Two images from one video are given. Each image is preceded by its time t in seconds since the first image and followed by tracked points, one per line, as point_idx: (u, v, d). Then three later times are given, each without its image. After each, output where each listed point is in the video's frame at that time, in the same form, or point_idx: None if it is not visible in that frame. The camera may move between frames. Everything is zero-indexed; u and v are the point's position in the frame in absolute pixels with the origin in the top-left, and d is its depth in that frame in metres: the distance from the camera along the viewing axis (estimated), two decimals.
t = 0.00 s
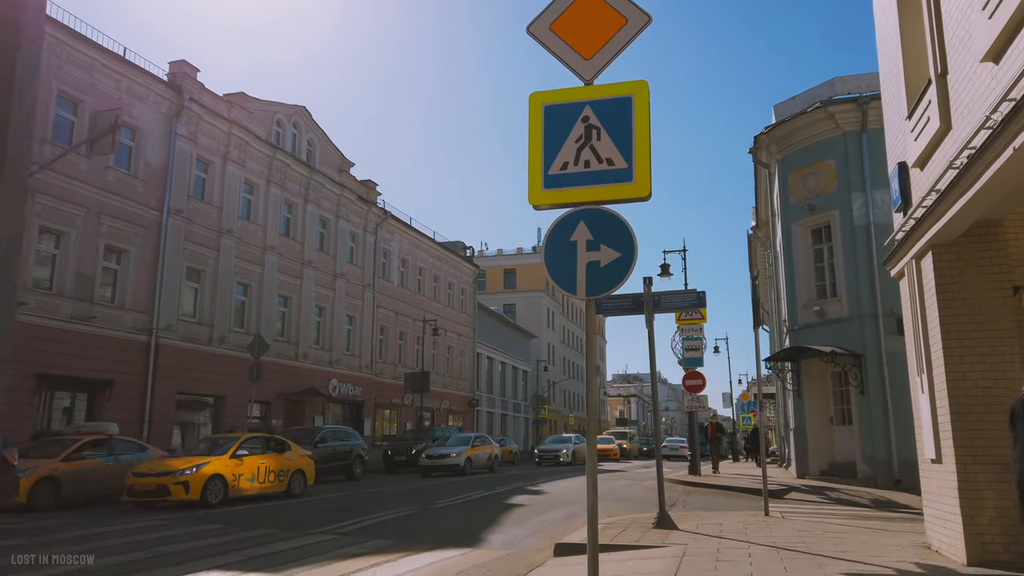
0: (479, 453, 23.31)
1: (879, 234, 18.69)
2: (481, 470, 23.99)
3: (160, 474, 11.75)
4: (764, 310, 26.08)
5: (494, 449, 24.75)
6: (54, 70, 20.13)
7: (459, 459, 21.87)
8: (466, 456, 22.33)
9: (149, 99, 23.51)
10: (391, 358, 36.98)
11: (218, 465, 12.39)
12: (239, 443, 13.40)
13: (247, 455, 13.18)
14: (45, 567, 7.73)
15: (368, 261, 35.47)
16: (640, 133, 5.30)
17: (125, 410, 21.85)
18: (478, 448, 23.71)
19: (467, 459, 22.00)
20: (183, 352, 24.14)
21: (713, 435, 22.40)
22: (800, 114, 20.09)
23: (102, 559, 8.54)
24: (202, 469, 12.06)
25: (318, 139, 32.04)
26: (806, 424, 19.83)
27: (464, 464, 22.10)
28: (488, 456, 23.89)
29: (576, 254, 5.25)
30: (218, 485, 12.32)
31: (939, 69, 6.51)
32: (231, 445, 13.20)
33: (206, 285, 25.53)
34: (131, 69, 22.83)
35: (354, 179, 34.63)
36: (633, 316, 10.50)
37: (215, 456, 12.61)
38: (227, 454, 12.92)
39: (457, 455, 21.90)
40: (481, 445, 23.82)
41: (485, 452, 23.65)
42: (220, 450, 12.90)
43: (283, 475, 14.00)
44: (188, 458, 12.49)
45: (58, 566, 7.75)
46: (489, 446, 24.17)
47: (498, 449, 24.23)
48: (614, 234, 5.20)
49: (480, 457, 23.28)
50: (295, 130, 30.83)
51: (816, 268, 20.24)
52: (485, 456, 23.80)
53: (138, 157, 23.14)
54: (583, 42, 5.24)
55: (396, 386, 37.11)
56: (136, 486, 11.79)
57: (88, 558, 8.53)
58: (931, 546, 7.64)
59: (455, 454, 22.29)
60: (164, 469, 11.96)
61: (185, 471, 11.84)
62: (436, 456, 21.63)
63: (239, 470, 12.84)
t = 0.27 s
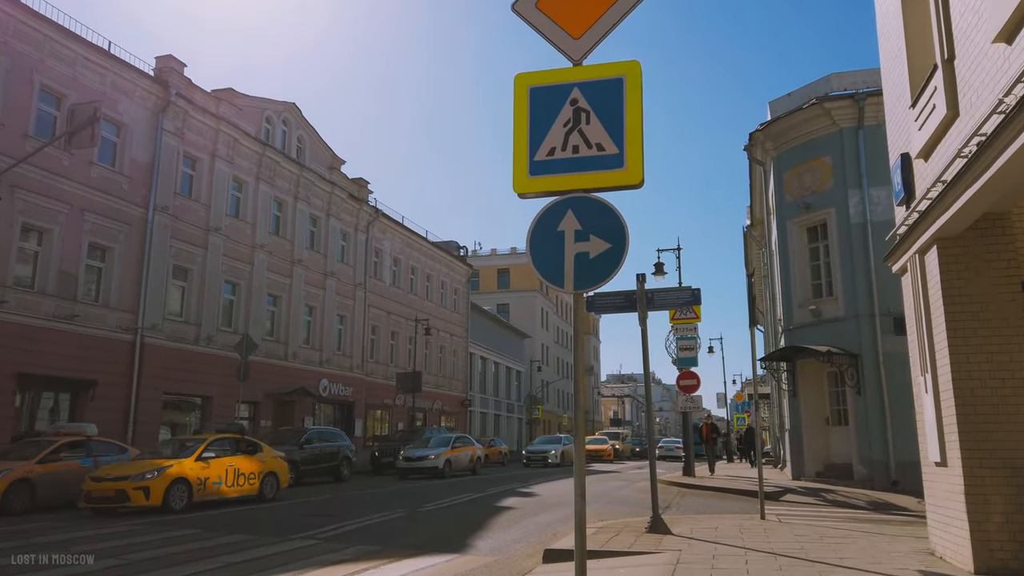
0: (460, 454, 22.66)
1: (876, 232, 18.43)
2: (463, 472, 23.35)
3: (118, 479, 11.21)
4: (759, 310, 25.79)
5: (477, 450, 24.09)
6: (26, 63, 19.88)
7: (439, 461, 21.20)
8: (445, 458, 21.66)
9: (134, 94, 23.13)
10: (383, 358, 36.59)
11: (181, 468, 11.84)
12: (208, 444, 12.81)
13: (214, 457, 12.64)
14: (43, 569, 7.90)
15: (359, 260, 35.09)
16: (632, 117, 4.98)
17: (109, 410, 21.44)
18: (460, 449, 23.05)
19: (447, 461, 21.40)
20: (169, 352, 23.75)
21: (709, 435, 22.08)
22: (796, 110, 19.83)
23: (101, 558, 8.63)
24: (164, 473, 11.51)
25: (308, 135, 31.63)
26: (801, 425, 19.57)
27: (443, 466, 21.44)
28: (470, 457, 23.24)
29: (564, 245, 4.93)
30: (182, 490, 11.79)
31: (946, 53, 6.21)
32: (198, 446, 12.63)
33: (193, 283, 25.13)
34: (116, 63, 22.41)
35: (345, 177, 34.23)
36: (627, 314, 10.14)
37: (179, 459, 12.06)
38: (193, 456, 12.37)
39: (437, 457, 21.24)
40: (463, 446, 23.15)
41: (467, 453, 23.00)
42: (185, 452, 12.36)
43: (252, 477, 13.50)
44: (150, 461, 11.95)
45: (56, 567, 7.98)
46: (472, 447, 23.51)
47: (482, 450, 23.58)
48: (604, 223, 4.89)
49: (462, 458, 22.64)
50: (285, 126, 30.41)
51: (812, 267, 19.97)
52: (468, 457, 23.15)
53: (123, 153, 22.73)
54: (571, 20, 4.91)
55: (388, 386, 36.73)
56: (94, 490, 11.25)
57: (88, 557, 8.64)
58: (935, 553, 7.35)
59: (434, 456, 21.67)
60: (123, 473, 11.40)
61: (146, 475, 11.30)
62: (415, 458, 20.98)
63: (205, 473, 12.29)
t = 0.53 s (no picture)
0: (438, 454, 21.65)
1: (872, 228, 18.17)
2: (442, 473, 22.38)
3: (77, 479, 10.78)
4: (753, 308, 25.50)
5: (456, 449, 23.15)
6: (7, 53, 19.43)
7: (415, 462, 20.20)
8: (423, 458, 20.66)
9: (118, 86, 22.64)
10: (373, 357, 36.17)
11: (145, 468, 11.42)
12: (176, 444, 12.39)
13: (182, 457, 12.23)
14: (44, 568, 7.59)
15: (349, 257, 34.66)
16: (622, 88, 4.64)
17: (89, 409, 20.97)
18: (439, 448, 22.06)
19: (423, 461, 20.46)
20: (153, 349, 23.30)
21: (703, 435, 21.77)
22: (790, 105, 19.56)
23: (102, 558, 8.32)
24: (126, 473, 11.09)
25: (297, 131, 31.18)
26: (795, 423, 19.28)
27: (419, 467, 20.46)
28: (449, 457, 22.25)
29: (548, 225, 4.58)
30: (146, 491, 11.37)
31: (952, 28, 5.90)
32: (165, 445, 12.21)
33: (178, 280, 24.67)
34: (98, 54, 21.93)
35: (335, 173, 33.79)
36: (618, 307, 9.86)
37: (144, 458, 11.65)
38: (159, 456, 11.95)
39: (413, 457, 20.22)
40: (441, 445, 22.16)
41: (446, 452, 22.02)
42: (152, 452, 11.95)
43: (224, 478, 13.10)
44: (112, 460, 11.52)
45: (54, 566, 7.63)
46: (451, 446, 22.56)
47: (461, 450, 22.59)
48: (592, 202, 4.54)
49: (440, 458, 21.65)
50: (273, 121, 29.95)
51: (806, 264, 19.70)
52: (447, 456, 22.19)
53: (105, 146, 22.26)
54: None
55: (377, 385, 36.31)
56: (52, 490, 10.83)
57: (89, 557, 8.33)
58: (938, 554, 7.03)
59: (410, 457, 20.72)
60: (83, 472, 10.98)
61: (107, 475, 10.88)
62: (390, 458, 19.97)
63: (171, 473, 11.88)
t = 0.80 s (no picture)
0: (402, 454, 20.47)
1: (852, 225, 18.07)
2: (406, 473, 21.27)
3: (23, 479, 10.31)
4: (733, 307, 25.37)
5: (422, 449, 22.09)
6: None
7: (378, 462, 19.04)
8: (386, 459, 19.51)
9: (85, 74, 21.96)
10: (350, 354, 35.65)
11: (96, 469, 10.99)
12: (131, 443, 11.95)
13: (137, 457, 11.81)
14: (45, 569, 7.57)
15: (326, 253, 34.12)
16: (598, 61, 4.32)
17: (53, 406, 20.32)
18: (403, 448, 20.95)
19: (387, 461, 19.34)
20: (121, 345, 22.69)
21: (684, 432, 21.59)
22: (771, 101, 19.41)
23: (102, 558, 8.29)
24: (75, 474, 10.65)
25: (272, 123, 30.58)
26: (774, 422, 19.15)
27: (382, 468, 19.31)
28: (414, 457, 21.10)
29: (519, 207, 4.25)
30: (96, 492, 10.95)
31: (945, 9, 5.66)
32: (119, 445, 11.78)
33: (148, 274, 24.05)
34: (65, 41, 21.26)
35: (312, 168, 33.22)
36: (597, 302, 9.54)
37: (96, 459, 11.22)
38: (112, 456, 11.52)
39: (376, 457, 19.05)
40: (406, 445, 21.02)
41: (411, 452, 20.91)
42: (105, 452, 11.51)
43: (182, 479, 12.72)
44: (61, 460, 11.06)
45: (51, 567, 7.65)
46: (416, 445, 21.46)
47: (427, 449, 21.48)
48: (566, 182, 4.21)
49: (404, 459, 20.51)
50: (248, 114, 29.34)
51: (786, 261, 19.56)
52: (412, 456, 21.09)
53: (72, 136, 21.59)
54: None
55: (355, 383, 35.79)
56: None
57: (89, 557, 8.30)
58: (923, 557, 6.80)
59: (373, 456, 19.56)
60: (30, 472, 10.51)
61: (55, 476, 10.43)
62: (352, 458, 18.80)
63: (125, 474, 11.45)
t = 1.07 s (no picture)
0: (365, 454, 19.21)
1: (832, 221, 17.90)
2: (369, 473, 20.10)
3: None
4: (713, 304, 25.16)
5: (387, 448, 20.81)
6: None
7: (338, 463, 17.79)
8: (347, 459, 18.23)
9: (49, 60, 21.23)
10: (325, 352, 35.06)
11: (45, 468, 10.58)
12: (83, 441, 11.53)
13: (90, 456, 11.42)
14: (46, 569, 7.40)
15: (301, 248, 33.48)
16: (569, 20, 3.95)
17: (13, 403, 19.61)
18: (365, 447, 19.71)
19: (348, 462, 17.98)
20: (86, 341, 21.99)
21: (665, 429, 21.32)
22: (752, 95, 19.20)
23: (103, 558, 8.13)
24: (22, 473, 10.24)
25: (246, 114, 29.92)
26: (752, 420, 18.94)
27: (342, 468, 18.05)
28: (377, 457, 19.84)
29: (480, 181, 3.87)
30: (45, 493, 10.53)
31: None
32: (71, 443, 11.36)
33: (115, 268, 23.36)
34: (28, 25, 20.53)
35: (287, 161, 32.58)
36: (572, 295, 9.20)
37: (45, 458, 10.81)
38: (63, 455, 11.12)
39: (336, 458, 17.77)
40: (370, 444, 19.77)
41: (374, 452, 19.67)
42: (55, 450, 11.09)
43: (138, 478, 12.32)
44: (9, 459, 10.64)
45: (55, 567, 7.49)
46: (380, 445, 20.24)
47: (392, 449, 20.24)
48: (532, 154, 3.84)
49: (366, 459, 19.26)
50: (220, 104, 28.65)
51: (766, 257, 19.36)
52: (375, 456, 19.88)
53: (35, 123, 20.86)
54: None
55: (330, 381, 35.20)
56: None
57: (88, 557, 8.16)
58: (909, 559, 6.53)
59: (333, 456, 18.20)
60: None
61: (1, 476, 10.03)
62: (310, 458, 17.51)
63: (77, 473, 11.04)
